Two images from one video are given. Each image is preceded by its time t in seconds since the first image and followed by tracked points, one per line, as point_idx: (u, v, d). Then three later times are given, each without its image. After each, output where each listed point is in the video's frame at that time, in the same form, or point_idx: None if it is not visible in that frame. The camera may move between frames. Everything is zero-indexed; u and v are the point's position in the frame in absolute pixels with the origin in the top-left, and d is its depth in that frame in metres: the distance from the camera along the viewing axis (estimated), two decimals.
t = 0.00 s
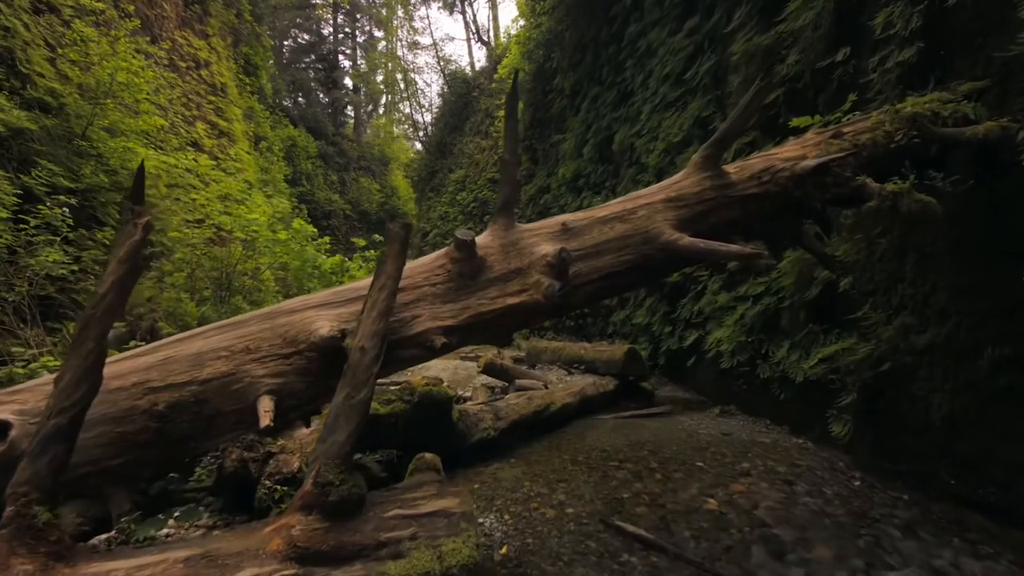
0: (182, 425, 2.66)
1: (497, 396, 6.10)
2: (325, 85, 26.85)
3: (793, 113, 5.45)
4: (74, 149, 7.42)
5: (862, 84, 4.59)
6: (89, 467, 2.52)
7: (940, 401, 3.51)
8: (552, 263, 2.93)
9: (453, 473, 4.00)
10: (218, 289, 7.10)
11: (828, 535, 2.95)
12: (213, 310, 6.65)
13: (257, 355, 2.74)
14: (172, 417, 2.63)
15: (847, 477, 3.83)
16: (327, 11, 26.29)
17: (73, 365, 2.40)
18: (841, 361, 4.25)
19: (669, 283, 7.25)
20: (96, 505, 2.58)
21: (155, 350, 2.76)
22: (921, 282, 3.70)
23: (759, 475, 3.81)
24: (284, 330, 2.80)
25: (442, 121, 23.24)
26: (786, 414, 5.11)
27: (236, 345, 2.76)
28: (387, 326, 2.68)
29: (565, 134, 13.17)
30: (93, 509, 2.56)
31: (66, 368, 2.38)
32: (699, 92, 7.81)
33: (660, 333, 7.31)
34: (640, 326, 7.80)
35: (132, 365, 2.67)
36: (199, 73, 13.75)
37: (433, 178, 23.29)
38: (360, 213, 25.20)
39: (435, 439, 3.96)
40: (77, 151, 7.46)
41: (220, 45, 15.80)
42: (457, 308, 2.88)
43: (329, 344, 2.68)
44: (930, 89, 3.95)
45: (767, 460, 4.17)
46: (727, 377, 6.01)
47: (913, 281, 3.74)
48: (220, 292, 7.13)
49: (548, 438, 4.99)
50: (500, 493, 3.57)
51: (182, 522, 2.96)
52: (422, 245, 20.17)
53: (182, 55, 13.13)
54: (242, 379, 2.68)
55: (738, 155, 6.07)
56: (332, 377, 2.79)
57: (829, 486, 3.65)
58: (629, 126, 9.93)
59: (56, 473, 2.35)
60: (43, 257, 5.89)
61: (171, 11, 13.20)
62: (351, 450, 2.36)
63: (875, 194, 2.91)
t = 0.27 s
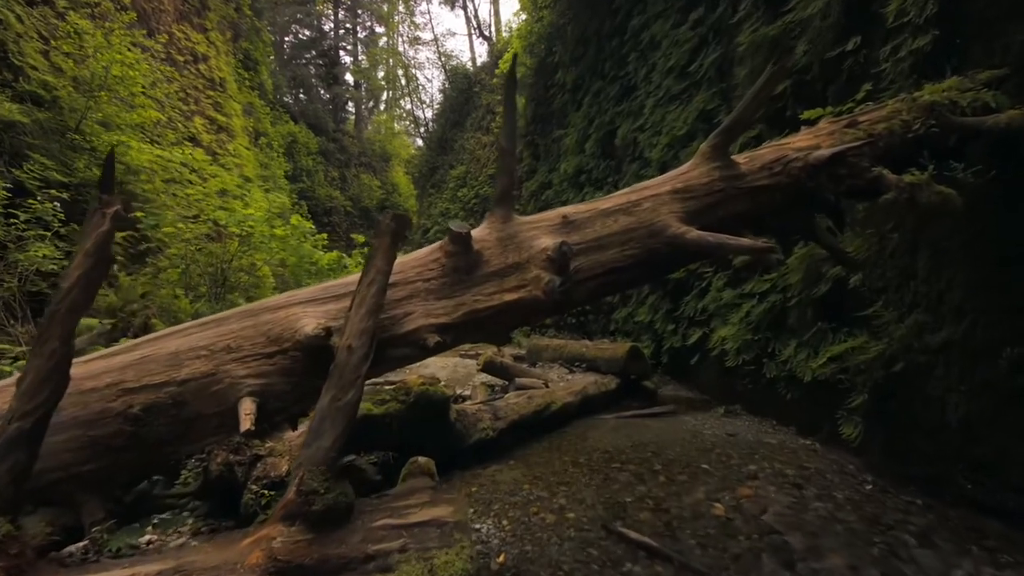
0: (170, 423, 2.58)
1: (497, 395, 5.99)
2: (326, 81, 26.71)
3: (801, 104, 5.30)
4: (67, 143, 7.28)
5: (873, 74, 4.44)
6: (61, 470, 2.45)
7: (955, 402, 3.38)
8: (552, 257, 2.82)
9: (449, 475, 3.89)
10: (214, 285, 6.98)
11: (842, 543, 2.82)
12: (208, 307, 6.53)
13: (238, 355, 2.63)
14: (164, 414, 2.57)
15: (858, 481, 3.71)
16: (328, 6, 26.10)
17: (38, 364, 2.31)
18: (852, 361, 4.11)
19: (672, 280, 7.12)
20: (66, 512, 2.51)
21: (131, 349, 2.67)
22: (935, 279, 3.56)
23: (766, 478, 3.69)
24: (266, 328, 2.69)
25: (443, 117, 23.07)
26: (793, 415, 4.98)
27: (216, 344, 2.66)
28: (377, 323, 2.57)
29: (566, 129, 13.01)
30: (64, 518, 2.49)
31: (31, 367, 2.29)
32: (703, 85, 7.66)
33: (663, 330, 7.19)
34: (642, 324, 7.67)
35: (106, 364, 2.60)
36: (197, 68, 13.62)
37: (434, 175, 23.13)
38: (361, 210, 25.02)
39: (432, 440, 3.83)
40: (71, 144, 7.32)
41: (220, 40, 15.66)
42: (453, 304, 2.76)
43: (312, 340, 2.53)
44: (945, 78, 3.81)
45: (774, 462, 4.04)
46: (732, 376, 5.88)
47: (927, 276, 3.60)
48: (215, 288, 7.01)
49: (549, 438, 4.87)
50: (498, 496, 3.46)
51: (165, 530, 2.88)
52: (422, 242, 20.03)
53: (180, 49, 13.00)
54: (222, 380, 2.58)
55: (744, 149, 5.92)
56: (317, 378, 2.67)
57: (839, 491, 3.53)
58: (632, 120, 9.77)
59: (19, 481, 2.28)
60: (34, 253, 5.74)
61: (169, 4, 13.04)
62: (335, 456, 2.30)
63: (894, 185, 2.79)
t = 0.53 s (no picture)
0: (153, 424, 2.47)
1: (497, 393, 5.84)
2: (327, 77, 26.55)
3: (809, 95, 5.15)
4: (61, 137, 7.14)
5: (885, 64, 4.29)
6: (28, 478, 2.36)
7: (971, 404, 3.24)
8: (551, 252, 2.70)
9: (445, 478, 3.76)
10: (210, 281, 6.87)
11: (856, 552, 2.70)
12: (203, 303, 6.42)
13: (216, 356, 2.52)
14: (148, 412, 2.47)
15: (869, 484, 3.59)
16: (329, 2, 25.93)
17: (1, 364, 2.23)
18: (862, 360, 3.98)
19: (676, 277, 7.00)
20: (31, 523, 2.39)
21: (103, 349, 2.56)
22: (949, 276, 3.43)
23: (775, 481, 3.57)
24: (246, 328, 2.58)
25: (444, 112, 22.91)
26: (799, 415, 4.85)
27: (192, 344, 2.54)
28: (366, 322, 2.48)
29: (568, 125, 12.85)
30: (29, 529, 2.40)
31: None
32: (708, 78, 7.50)
33: (666, 328, 7.05)
34: (645, 321, 7.54)
35: (76, 365, 2.48)
36: (195, 63, 13.48)
37: (435, 171, 22.98)
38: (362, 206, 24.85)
39: (428, 441, 3.71)
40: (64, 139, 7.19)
41: (218, 35, 15.51)
42: (447, 301, 2.65)
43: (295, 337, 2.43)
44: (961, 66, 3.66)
45: (782, 464, 3.92)
46: (737, 374, 5.76)
47: (942, 273, 3.47)
48: (211, 285, 6.89)
49: (549, 438, 4.75)
50: (496, 500, 3.34)
51: (143, 541, 2.88)
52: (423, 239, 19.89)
53: (177, 44, 12.86)
54: (198, 383, 2.48)
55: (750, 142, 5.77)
56: (299, 379, 2.56)
57: (850, 495, 3.40)
58: (635, 115, 9.61)
59: None
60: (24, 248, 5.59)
61: None
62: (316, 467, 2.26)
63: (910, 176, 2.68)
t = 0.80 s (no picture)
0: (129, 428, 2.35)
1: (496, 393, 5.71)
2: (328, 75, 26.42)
3: (816, 88, 5.02)
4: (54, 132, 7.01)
5: (896, 54, 4.16)
6: None
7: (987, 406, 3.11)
8: (549, 246, 2.59)
9: (437, 483, 3.63)
10: (205, 278, 6.75)
11: (869, 561, 2.58)
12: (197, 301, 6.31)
13: (191, 356, 2.42)
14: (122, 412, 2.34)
15: (880, 489, 3.47)
16: None
17: None
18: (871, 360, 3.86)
19: (679, 275, 6.88)
20: None
21: (71, 347, 2.44)
22: (962, 273, 3.31)
23: (782, 486, 3.45)
24: (222, 326, 2.49)
25: (444, 110, 22.77)
26: (805, 416, 4.74)
27: (166, 342, 2.44)
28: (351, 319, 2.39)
29: (569, 121, 12.70)
30: None
31: None
32: (711, 72, 7.36)
33: (668, 327, 6.93)
34: (647, 319, 7.42)
35: (41, 365, 2.35)
36: (193, 58, 13.36)
37: (436, 169, 22.85)
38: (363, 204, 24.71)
39: (423, 443, 3.59)
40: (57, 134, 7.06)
41: (217, 31, 15.39)
42: (438, 298, 2.55)
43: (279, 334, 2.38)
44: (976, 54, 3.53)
45: (789, 467, 3.80)
46: (741, 374, 5.63)
47: (956, 270, 3.34)
48: (206, 282, 6.77)
49: (549, 439, 4.63)
50: (494, 504, 3.24)
51: (119, 549, 2.81)
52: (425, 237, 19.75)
53: (174, 39, 12.74)
54: (170, 385, 2.36)
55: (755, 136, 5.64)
56: (278, 381, 2.48)
57: (860, 501, 3.29)
58: (637, 110, 9.47)
59: None
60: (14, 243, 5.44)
61: None
62: (295, 472, 2.21)
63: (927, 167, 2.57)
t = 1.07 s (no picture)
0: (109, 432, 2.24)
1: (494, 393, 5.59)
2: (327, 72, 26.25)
3: (822, 81, 4.89)
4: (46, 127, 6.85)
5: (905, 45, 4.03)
6: None
7: (1002, 408, 2.99)
8: (547, 239, 2.48)
9: (430, 489, 3.48)
10: (199, 275, 6.63)
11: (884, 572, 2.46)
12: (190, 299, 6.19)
13: (163, 357, 2.33)
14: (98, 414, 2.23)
15: (889, 493, 3.36)
16: None
17: None
18: (879, 360, 3.75)
19: (680, 273, 6.78)
20: None
21: (34, 346, 2.31)
22: (974, 271, 3.19)
23: (789, 490, 3.34)
24: (197, 326, 2.41)
25: (444, 108, 22.62)
26: (810, 418, 4.62)
27: (136, 342, 2.34)
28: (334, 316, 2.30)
29: (570, 118, 12.56)
30: None
31: None
32: (714, 67, 7.23)
33: (670, 326, 6.82)
34: (648, 318, 7.30)
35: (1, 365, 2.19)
36: (189, 54, 13.20)
37: (435, 167, 22.70)
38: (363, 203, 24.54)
39: (418, 446, 3.47)
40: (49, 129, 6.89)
41: (214, 27, 15.23)
42: (429, 294, 2.45)
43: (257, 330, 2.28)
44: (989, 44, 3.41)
45: (796, 470, 3.68)
46: (744, 374, 5.52)
47: (968, 267, 3.23)
48: (200, 279, 6.65)
49: (549, 440, 4.51)
50: (491, 509, 3.13)
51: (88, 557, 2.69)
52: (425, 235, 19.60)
53: (169, 34, 12.59)
54: (141, 388, 2.26)
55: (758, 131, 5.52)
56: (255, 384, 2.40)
57: (871, 506, 3.18)
58: (638, 106, 9.34)
59: None
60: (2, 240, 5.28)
61: None
62: (273, 479, 2.13)
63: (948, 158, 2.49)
